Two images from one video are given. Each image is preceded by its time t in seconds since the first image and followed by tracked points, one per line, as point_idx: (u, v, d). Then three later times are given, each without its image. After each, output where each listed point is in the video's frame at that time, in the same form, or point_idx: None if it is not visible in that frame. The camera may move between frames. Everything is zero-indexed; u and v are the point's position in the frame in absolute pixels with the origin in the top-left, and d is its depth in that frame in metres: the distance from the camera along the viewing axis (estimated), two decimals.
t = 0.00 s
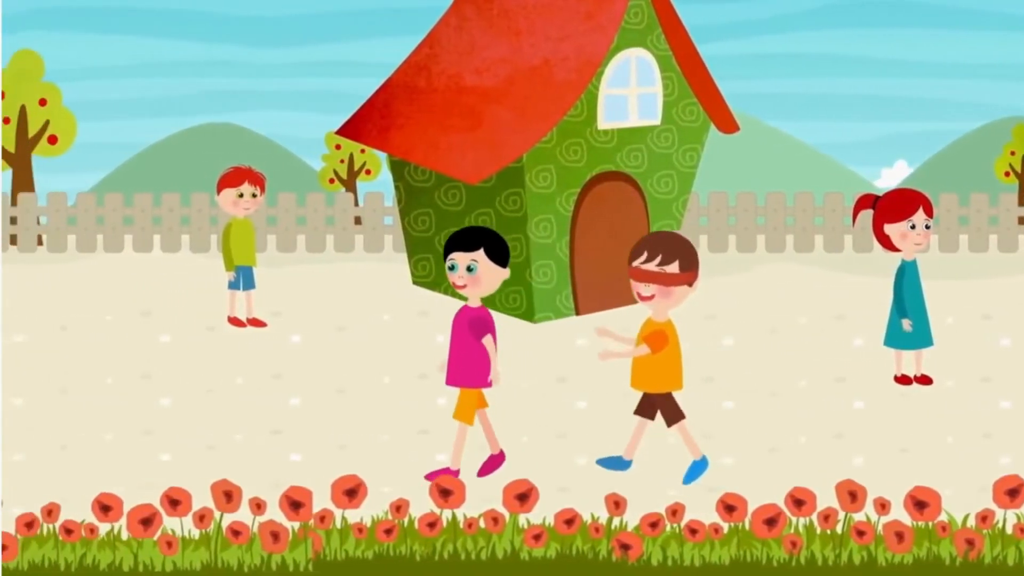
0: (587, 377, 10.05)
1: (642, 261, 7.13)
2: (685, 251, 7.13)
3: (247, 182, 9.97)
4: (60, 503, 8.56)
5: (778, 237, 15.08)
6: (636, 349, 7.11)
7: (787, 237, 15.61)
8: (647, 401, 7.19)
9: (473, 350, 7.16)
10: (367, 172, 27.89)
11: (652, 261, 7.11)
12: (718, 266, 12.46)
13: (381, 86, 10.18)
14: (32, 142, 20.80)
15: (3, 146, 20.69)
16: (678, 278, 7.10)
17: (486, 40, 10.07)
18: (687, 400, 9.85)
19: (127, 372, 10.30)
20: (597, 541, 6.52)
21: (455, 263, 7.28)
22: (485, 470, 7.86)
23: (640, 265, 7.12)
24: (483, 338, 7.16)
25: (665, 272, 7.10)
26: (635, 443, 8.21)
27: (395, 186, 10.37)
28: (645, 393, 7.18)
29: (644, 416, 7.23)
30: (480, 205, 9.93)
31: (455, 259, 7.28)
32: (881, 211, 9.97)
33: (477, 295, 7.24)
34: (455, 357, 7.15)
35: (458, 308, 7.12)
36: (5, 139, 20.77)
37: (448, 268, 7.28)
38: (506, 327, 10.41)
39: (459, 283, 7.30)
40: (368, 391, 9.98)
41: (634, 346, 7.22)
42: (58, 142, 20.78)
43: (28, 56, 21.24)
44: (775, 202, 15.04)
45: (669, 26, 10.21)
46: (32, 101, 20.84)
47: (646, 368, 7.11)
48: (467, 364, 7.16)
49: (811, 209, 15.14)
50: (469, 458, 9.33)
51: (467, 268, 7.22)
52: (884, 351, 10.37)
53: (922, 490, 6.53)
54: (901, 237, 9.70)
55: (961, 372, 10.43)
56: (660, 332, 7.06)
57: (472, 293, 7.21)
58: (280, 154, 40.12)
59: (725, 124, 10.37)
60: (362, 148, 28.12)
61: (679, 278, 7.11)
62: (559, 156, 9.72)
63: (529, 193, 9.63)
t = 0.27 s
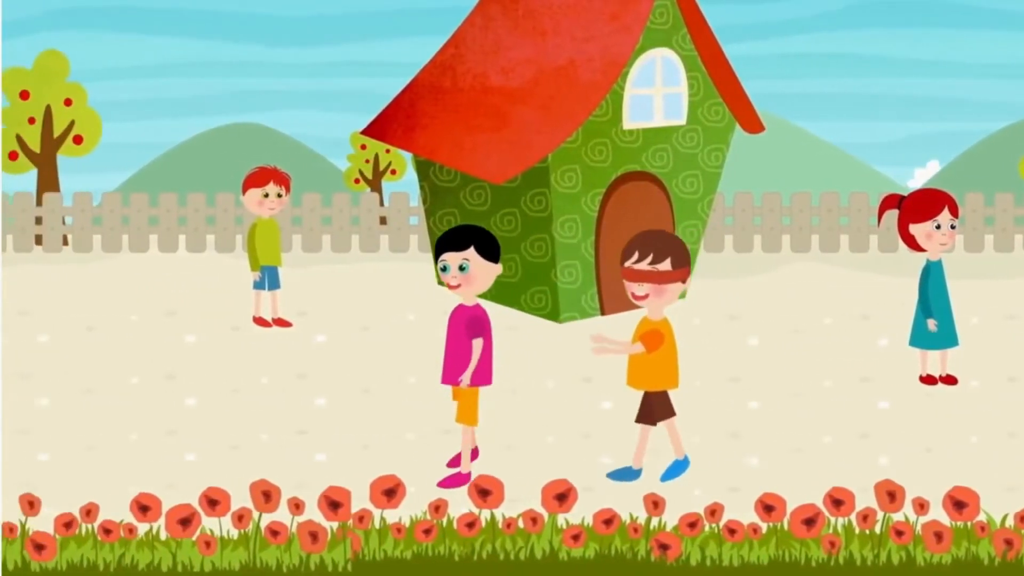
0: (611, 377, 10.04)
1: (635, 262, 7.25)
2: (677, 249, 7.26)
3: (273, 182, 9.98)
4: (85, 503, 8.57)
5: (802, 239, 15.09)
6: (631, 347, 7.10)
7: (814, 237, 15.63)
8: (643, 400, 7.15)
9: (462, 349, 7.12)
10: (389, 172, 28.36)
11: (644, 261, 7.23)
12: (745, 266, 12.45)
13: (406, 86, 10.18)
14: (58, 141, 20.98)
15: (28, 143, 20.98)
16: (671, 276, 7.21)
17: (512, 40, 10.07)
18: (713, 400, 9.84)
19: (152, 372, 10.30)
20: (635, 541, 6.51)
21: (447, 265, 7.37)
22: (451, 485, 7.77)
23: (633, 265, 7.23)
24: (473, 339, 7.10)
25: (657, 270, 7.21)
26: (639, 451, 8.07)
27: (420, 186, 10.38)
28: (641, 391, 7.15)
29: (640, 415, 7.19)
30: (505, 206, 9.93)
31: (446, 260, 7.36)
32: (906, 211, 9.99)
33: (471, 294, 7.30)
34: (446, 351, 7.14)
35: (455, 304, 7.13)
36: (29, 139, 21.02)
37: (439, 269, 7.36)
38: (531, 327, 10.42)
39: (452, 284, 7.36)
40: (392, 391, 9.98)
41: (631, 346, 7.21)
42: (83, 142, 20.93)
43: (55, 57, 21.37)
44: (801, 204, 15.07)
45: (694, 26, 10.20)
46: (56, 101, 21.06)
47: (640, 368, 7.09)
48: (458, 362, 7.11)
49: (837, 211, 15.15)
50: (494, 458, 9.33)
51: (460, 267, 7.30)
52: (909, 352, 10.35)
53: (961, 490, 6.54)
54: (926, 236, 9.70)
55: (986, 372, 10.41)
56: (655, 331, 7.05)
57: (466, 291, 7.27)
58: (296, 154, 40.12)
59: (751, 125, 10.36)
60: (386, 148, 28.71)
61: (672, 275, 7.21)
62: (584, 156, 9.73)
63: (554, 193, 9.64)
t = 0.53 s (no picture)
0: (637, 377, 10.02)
1: (624, 262, 7.16)
2: (666, 246, 7.18)
3: (298, 182, 9.98)
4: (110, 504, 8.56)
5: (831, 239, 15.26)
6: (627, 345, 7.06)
7: (838, 237, 15.49)
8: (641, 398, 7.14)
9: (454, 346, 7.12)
10: (418, 172, 26.57)
11: (635, 261, 7.14)
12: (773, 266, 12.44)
13: (431, 86, 10.20)
14: (82, 142, 19.79)
15: (52, 144, 19.76)
16: (663, 273, 7.13)
17: (538, 40, 10.08)
18: (738, 400, 9.83)
19: (179, 372, 10.31)
20: (674, 541, 6.51)
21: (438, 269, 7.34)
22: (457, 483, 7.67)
23: (624, 266, 7.14)
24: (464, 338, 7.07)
25: (649, 269, 7.13)
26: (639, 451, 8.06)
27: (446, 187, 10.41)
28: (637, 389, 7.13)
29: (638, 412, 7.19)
30: (531, 206, 9.94)
31: (438, 264, 7.33)
32: (932, 211, 9.99)
33: (465, 295, 7.26)
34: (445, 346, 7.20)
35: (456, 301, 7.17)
36: (53, 140, 19.74)
37: (432, 274, 7.32)
38: (557, 327, 10.41)
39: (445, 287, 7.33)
40: (418, 391, 9.98)
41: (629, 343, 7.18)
42: (106, 141, 19.74)
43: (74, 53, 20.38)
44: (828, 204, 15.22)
45: (719, 26, 10.20)
46: (82, 101, 19.76)
47: (638, 366, 7.07)
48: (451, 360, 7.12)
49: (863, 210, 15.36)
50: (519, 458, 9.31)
51: (451, 269, 7.27)
52: (933, 352, 10.33)
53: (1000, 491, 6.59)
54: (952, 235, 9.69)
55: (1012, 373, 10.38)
56: (652, 330, 7.01)
57: (460, 293, 7.24)
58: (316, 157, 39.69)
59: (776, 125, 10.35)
60: (410, 147, 26.76)
61: (664, 272, 7.14)
62: (610, 156, 9.73)
63: (580, 192, 9.64)
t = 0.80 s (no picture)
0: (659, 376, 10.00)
1: (617, 265, 7.15)
2: (657, 246, 7.17)
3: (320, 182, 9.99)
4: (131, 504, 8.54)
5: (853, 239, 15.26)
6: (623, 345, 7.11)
7: (860, 237, 15.54)
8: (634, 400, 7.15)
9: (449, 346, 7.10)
10: (440, 172, 26.17)
11: (627, 264, 7.13)
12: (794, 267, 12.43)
13: (452, 86, 10.24)
14: (104, 141, 19.80)
15: (74, 144, 19.77)
16: (657, 274, 7.13)
17: (559, 40, 10.10)
18: (760, 399, 9.82)
19: (199, 372, 10.31)
20: (706, 541, 6.51)
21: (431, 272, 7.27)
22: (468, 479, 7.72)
23: (616, 270, 7.13)
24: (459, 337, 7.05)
25: (642, 271, 7.13)
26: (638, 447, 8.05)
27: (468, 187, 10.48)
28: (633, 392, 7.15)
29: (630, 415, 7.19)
30: (552, 205, 9.97)
31: (430, 267, 7.27)
32: (954, 211, 9.99)
33: (460, 297, 7.23)
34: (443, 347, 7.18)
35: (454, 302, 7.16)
36: (75, 139, 19.77)
37: (425, 278, 7.26)
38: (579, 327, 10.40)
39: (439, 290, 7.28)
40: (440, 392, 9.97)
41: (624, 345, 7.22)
42: (129, 142, 19.78)
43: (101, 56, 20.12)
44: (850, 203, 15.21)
45: (741, 26, 10.22)
46: (104, 101, 19.77)
47: (634, 366, 7.09)
48: (444, 359, 7.09)
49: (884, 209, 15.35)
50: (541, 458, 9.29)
51: (445, 273, 7.21)
52: (955, 352, 10.32)
53: None
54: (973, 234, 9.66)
55: None
56: (648, 330, 7.06)
57: (455, 296, 7.19)
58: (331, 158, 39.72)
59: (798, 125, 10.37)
60: (432, 148, 26.38)
61: (657, 273, 7.14)
62: (631, 156, 9.71)
63: (601, 193, 9.62)
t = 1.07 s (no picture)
0: (685, 376, 9.97)
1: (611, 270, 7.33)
2: (650, 249, 7.32)
3: (345, 182, 9.99)
4: (157, 504, 8.53)
5: (878, 239, 15.18)
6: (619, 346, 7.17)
7: (886, 237, 15.46)
8: (628, 400, 7.22)
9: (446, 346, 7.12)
10: (464, 172, 25.37)
11: (620, 267, 7.30)
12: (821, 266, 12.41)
13: (477, 86, 10.23)
14: (129, 142, 19.56)
15: (99, 144, 19.50)
16: (649, 275, 7.26)
17: (584, 40, 10.10)
18: (786, 399, 9.81)
19: (225, 372, 10.31)
20: (745, 541, 6.51)
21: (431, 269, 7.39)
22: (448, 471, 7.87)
23: (609, 275, 7.30)
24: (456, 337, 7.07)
25: (634, 273, 7.27)
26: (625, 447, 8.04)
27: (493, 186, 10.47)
28: (629, 391, 7.21)
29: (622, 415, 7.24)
30: (578, 205, 9.97)
31: (431, 264, 7.40)
32: (978, 212, 10.00)
33: (458, 294, 7.32)
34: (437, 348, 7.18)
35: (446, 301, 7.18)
36: (101, 140, 19.48)
37: (425, 274, 7.37)
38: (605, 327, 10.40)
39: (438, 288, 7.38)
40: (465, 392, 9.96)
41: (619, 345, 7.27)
42: (155, 142, 19.62)
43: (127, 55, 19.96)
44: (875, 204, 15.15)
45: (765, 26, 10.21)
46: (128, 101, 19.56)
47: (629, 367, 7.15)
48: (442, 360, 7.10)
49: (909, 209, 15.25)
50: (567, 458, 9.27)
51: (445, 269, 7.33)
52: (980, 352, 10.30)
53: None
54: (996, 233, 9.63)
55: None
56: (643, 330, 7.12)
57: (453, 292, 7.29)
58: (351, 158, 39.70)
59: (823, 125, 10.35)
60: (458, 147, 26.02)
61: (650, 274, 7.27)
62: (656, 156, 9.74)
63: (626, 193, 9.67)
